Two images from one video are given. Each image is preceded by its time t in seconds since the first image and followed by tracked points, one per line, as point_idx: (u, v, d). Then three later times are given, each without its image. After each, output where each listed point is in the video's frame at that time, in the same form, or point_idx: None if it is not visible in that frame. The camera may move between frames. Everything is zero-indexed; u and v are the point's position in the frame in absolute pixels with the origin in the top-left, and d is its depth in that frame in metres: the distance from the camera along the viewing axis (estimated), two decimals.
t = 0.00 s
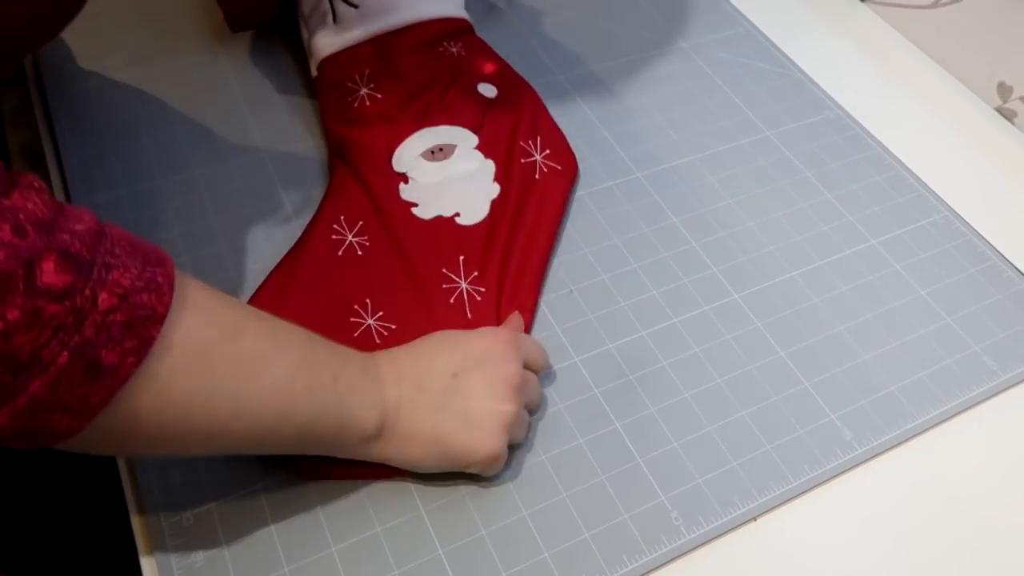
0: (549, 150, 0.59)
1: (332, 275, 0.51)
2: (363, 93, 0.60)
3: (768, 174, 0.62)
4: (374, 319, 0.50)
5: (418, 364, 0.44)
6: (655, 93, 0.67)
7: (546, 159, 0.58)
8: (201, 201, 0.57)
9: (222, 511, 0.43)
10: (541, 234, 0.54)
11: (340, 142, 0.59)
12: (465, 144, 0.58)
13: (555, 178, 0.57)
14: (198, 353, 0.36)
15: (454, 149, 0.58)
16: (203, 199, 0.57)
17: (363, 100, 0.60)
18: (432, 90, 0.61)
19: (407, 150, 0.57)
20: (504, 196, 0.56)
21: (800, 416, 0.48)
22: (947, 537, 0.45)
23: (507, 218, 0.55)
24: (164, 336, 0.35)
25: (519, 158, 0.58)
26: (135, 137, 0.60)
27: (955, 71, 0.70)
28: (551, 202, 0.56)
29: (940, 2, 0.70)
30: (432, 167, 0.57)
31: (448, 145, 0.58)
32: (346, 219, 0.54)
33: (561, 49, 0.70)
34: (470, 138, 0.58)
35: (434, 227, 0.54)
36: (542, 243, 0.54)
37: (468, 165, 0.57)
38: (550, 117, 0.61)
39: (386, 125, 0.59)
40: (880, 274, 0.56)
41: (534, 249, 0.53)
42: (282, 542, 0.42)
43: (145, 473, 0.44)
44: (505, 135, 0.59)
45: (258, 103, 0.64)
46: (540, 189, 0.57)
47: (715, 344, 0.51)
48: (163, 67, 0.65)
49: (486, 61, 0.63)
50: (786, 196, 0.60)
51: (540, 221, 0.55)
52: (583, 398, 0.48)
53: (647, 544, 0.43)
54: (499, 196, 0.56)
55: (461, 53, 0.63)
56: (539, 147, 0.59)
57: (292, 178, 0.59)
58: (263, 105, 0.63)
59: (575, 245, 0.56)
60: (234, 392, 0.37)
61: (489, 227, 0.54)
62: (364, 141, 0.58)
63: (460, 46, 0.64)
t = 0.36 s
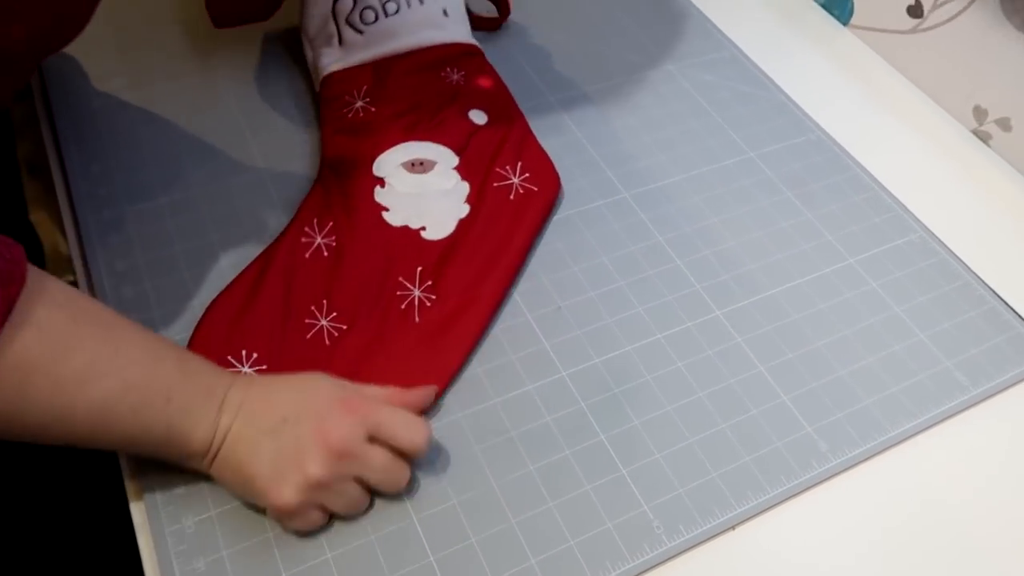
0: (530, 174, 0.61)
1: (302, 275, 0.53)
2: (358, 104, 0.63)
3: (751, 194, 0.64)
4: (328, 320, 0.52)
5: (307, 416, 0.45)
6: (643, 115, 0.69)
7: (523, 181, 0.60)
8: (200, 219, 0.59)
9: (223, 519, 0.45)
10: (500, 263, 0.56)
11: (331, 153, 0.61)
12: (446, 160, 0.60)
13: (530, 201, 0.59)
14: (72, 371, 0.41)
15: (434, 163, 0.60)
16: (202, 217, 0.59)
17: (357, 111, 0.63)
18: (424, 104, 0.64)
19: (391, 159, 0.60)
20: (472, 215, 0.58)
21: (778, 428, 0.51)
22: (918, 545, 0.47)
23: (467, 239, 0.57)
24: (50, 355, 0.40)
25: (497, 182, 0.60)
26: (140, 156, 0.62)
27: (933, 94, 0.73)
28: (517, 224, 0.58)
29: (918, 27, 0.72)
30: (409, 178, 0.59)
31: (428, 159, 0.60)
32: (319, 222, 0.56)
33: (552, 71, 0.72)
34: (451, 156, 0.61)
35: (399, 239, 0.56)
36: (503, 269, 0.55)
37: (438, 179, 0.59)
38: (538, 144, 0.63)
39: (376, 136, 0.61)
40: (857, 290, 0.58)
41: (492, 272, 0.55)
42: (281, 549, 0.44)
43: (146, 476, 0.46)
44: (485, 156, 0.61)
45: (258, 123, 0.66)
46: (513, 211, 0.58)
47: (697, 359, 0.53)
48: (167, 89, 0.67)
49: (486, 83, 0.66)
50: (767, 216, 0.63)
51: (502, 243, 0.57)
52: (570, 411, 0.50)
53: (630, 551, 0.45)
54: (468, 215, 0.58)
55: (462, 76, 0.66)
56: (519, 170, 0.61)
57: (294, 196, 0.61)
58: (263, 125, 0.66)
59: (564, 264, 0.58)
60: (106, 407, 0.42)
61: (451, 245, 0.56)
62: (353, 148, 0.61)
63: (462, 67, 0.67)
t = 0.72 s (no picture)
0: (540, 276, 0.58)
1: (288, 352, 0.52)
2: (378, 178, 0.63)
3: (718, 220, 0.67)
4: (298, 403, 0.51)
5: (293, 316, 0.50)
6: (617, 142, 0.72)
7: (532, 285, 0.57)
8: (190, 238, 0.61)
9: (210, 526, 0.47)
10: (486, 369, 0.53)
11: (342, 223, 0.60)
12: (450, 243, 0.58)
13: (531, 311, 0.56)
14: (70, 288, 0.43)
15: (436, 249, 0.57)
16: (191, 236, 0.61)
17: (377, 186, 0.63)
18: (443, 179, 0.63)
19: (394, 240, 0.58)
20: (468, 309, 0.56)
21: (739, 443, 0.53)
22: (866, 555, 0.50)
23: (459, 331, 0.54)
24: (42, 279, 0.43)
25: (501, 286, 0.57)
26: (132, 176, 0.65)
27: (895, 124, 0.76)
28: (514, 333, 0.55)
29: (880, 61, 0.75)
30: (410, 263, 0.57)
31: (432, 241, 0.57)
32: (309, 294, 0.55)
33: (531, 98, 0.75)
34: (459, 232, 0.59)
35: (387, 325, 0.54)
36: (482, 383, 0.52)
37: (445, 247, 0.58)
38: (559, 249, 0.60)
39: (393, 211, 0.61)
40: (817, 312, 0.61)
41: (471, 387, 0.52)
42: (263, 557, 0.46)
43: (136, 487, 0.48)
44: (491, 257, 0.58)
45: (246, 146, 0.68)
46: (514, 317, 0.56)
47: (664, 377, 0.56)
48: (159, 111, 0.70)
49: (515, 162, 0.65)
50: (733, 241, 0.66)
51: (491, 345, 0.54)
52: (542, 426, 0.53)
53: (596, 560, 0.47)
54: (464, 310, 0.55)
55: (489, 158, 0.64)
56: (529, 269, 0.58)
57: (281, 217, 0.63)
58: (251, 147, 0.68)
59: (568, 344, 0.57)
60: (105, 316, 0.44)
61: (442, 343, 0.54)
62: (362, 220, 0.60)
63: (494, 144, 0.65)
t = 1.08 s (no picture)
0: (527, 311, 0.59)
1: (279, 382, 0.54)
2: (379, 208, 0.65)
3: (694, 235, 0.70)
4: (281, 431, 0.52)
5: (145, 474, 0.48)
6: (597, 159, 0.74)
7: (518, 318, 0.59)
8: (181, 249, 0.63)
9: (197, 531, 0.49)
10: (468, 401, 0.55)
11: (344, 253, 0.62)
12: (444, 283, 0.60)
13: (515, 343, 0.57)
14: None
15: (431, 290, 0.59)
16: (183, 247, 0.63)
17: (377, 214, 0.64)
18: (446, 216, 0.65)
19: (391, 274, 0.60)
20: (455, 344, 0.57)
21: (708, 450, 0.56)
22: (828, 560, 0.52)
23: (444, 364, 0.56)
24: (46, 430, 0.47)
25: (491, 322, 0.58)
26: (125, 188, 0.66)
27: (866, 144, 0.79)
28: (499, 365, 0.56)
29: (852, 83, 0.78)
30: (404, 299, 0.59)
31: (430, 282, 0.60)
32: (304, 326, 0.57)
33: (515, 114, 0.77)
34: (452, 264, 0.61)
35: (378, 354, 0.56)
36: (461, 416, 0.54)
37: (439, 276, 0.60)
38: (551, 287, 0.62)
39: (394, 242, 0.63)
40: (786, 326, 0.64)
41: (450, 418, 0.54)
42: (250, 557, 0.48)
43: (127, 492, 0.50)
44: (482, 294, 0.60)
45: (236, 158, 0.70)
46: (499, 351, 0.57)
47: (638, 388, 0.58)
48: (151, 124, 0.71)
49: (516, 205, 0.67)
50: (708, 256, 0.68)
51: (475, 377, 0.56)
52: (520, 434, 0.55)
53: (570, 563, 0.50)
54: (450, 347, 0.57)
55: (494, 203, 0.67)
56: (516, 306, 0.59)
57: (270, 229, 0.65)
58: (241, 160, 0.70)
59: (558, 373, 0.59)
60: None
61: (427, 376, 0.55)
62: (362, 246, 0.62)
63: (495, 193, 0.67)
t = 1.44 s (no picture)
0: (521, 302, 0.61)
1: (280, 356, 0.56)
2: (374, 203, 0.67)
3: (683, 237, 0.71)
4: (286, 398, 0.55)
5: (429, 277, 0.60)
6: (588, 162, 0.75)
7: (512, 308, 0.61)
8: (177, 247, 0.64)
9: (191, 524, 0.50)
10: (465, 380, 0.56)
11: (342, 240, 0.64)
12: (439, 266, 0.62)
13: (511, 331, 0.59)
14: (273, 282, 0.48)
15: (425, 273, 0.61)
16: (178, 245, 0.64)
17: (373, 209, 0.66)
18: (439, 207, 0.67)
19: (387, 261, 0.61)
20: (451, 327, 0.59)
21: (694, 448, 0.57)
22: (812, 557, 0.53)
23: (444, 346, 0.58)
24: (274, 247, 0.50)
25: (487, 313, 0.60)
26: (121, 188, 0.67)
27: (853, 148, 0.80)
28: (494, 353, 0.58)
29: (840, 89, 0.79)
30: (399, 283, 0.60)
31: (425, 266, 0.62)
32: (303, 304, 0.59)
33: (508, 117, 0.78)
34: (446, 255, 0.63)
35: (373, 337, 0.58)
36: (461, 392, 0.56)
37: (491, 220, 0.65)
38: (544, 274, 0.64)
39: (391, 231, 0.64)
40: (773, 327, 0.65)
41: (450, 393, 0.56)
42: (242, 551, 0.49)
43: (122, 476, 0.52)
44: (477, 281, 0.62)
45: (231, 159, 0.70)
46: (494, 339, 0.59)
47: (627, 387, 0.59)
48: (149, 124, 0.72)
49: (508, 196, 0.69)
50: (697, 258, 0.69)
51: (474, 359, 0.58)
52: (510, 431, 0.56)
53: (558, 558, 0.50)
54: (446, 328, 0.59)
55: (485, 194, 0.68)
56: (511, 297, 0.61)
57: (265, 228, 0.66)
58: (236, 160, 0.70)
59: (548, 360, 0.60)
60: (284, 316, 0.48)
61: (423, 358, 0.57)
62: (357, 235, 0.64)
63: (487, 181, 0.69)
